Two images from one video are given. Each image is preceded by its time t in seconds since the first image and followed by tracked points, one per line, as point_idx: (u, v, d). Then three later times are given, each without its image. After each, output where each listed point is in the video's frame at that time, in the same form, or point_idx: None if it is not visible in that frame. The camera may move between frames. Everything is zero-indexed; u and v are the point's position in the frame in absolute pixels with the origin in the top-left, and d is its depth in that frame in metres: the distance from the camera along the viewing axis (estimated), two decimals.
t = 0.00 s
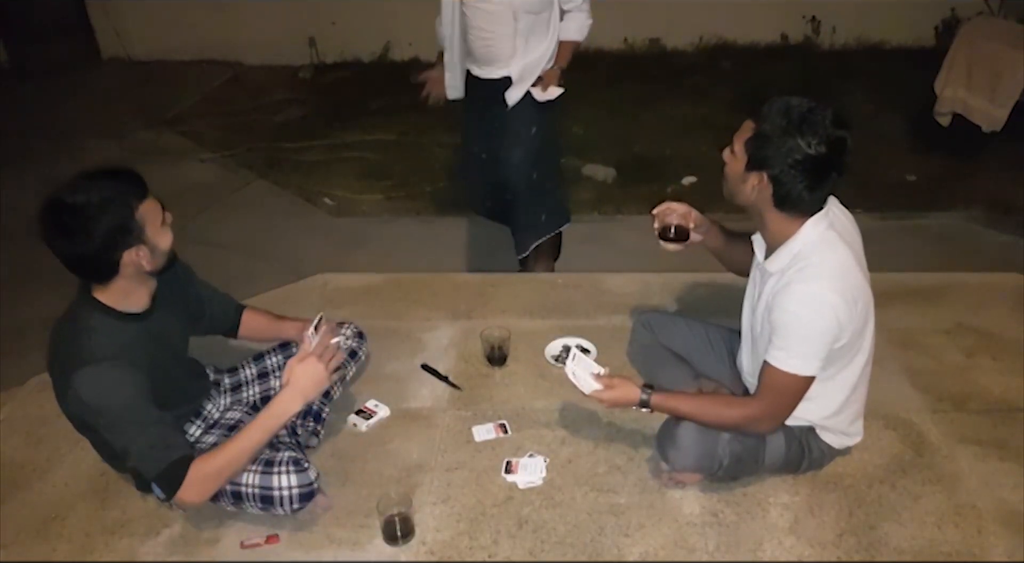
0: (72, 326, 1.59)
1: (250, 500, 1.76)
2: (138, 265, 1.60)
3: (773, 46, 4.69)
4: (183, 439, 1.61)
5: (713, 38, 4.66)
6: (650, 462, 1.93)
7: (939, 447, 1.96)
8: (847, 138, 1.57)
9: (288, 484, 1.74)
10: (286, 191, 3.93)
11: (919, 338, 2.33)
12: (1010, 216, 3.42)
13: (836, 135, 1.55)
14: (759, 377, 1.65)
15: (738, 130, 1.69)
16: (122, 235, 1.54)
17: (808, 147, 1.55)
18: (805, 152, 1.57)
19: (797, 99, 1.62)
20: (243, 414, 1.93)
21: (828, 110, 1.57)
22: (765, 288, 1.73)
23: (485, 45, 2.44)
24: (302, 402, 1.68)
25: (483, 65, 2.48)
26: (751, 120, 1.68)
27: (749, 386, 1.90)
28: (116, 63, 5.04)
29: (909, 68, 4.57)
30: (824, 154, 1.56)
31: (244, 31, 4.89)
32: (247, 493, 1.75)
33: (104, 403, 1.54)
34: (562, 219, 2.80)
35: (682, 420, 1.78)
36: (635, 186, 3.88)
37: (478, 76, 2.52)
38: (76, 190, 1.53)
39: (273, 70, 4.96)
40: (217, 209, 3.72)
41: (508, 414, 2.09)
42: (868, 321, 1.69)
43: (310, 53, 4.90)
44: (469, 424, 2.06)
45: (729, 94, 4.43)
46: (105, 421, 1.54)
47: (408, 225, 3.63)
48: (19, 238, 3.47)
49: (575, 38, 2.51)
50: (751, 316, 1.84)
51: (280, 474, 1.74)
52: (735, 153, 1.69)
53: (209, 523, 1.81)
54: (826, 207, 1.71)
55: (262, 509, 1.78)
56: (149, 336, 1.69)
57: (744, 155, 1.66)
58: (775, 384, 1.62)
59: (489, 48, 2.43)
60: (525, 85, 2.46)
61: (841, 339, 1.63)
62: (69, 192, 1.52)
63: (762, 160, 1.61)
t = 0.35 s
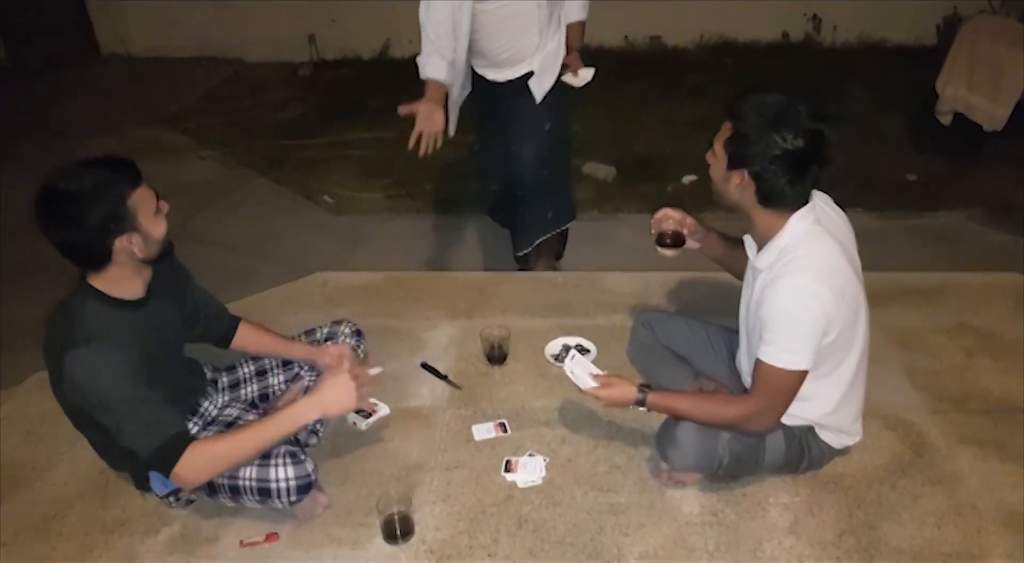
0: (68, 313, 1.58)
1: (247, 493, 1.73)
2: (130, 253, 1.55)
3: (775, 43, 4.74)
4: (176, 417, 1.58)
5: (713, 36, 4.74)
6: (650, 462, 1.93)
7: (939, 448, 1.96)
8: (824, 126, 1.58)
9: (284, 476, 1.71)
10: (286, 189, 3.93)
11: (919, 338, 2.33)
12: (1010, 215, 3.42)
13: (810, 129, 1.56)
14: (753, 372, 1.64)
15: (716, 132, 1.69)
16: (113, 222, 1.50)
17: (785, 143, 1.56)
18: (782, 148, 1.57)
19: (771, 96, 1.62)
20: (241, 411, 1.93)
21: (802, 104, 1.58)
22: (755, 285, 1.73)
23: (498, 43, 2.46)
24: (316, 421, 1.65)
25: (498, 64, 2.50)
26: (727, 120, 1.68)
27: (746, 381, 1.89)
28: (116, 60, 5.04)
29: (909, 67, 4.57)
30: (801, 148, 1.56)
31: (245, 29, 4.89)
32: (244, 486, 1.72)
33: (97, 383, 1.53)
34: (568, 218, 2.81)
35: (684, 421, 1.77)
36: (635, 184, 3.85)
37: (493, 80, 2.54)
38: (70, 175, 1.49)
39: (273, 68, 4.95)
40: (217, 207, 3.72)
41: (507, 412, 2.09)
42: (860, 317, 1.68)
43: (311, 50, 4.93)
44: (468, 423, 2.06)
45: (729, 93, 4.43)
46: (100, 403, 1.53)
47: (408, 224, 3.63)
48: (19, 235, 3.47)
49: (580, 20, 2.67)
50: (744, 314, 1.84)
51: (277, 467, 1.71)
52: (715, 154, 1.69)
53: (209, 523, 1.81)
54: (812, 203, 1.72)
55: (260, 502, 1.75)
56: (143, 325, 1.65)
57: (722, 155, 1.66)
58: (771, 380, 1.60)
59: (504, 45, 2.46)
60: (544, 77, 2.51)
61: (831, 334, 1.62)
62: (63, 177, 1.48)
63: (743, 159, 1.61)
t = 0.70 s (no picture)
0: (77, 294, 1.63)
1: (246, 472, 1.74)
2: (141, 239, 1.62)
3: (773, 50, 4.73)
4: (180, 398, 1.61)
5: (713, 43, 4.73)
6: (650, 461, 1.94)
7: (937, 448, 1.97)
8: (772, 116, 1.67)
9: (283, 451, 1.73)
10: (287, 189, 3.94)
11: (918, 340, 2.34)
12: (1008, 219, 3.43)
13: (762, 118, 1.65)
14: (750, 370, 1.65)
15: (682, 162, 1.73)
16: (125, 209, 1.57)
17: (751, 137, 1.62)
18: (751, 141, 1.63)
19: (718, 109, 1.69)
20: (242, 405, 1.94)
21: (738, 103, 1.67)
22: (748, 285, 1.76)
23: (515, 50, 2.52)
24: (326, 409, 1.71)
25: (517, 70, 2.56)
26: (688, 149, 1.73)
27: (744, 378, 1.91)
28: (117, 61, 5.06)
29: (908, 72, 4.59)
30: (765, 136, 1.63)
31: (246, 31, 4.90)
32: (243, 465, 1.73)
33: (103, 361, 1.57)
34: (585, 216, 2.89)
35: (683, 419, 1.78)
36: (635, 187, 3.86)
37: (512, 89, 2.60)
38: (79, 165, 1.56)
39: (274, 69, 4.97)
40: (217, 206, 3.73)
41: (508, 411, 2.10)
42: (854, 313, 1.70)
43: (313, 53, 4.93)
44: (469, 421, 2.06)
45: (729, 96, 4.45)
46: (108, 381, 1.57)
47: (409, 225, 3.64)
48: (19, 233, 3.48)
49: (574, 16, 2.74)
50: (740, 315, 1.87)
51: (275, 442, 1.74)
52: (693, 182, 1.72)
53: (210, 519, 1.81)
54: (802, 203, 1.75)
55: (259, 482, 1.77)
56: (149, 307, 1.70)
57: (705, 178, 1.69)
58: (769, 378, 1.62)
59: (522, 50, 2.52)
60: (559, 76, 2.59)
61: (824, 328, 1.64)
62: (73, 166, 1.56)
63: (728, 170, 1.65)
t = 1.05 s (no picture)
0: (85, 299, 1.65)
1: (242, 469, 1.75)
2: (157, 251, 1.63)
3: (771, 72, 4.81)
4: (183, 398, 1.62)
5: (711, 65, 4.80)
6: (648, 474, 1.95)
7: (935, 462, 1.98)
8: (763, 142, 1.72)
9: (278, 444, 1.74)
10: (289, 208, 3.98)
11: (915, 355, 2.36)
12: (1004, 238, 3.47)
13: (752, 144, 1.67)
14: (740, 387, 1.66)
15: (668, 176, 1.74)
16: (141, 221, 1.58)
17: (738, 160, 1.65)
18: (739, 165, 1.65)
19: (704, 132, 1.72)
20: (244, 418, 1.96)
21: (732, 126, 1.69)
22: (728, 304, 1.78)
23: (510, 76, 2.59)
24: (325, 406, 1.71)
25: (512, 94, 2.62)
26: (675, 161, 1.73)
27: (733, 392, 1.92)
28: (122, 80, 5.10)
29: (904, 94, 4.65)
30: (752, 162, 1.66)
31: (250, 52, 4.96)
32: (239, 463, 1.74)
33: (108, 362, 1.58)
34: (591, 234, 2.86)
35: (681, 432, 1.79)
36: (634, 206, 3.90)
37: (508, 113, 2.67)
38: (99, 176, 1.57)
39: (277, 90, 5.02)
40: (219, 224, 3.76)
41: (508, 425, 2.11)
42: (835, 323, 1.71)
43: (317, 75, 5.00)
44: (470, 435, 2.08)
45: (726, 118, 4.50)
46: (112, 384, 1.59)
47: (409, 243, 3.67)
48: (24, 250, 3.51)
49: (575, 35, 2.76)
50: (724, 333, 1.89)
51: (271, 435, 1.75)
52: (677, 197, 1.73)
53: (212, 532, 1.82)
54: (774, 219, 1.78)
55: (256, 479, 1.78)
56: (163, 317, 1.72)
57: (689, 193, 1.70)
58: (758, 396, 1.63)
59: (516, 76, 2.59)
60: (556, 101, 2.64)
61: (805, 341, 1.65)
62: (94, 178, 1.56)
63: (712, 190, 1.67)
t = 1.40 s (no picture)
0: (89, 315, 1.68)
1: (239, 479, 1.78)
2: (161, 270, 1.67)
3: (760, 91, 4.85)
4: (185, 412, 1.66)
5: (702, 84, 4.84)
6: (646, 491, 1.97)
7: (927, 477, 2.01)
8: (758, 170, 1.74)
9: (274, 452, 1.78)
10: (284, 227, 3.99)
11: (908, 372, 2.38)
12: (991, 255, 3.52)
13: (744, 172, 1.70)
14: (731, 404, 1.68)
15: (660, 189, 1.80)
16: (147, 240, 1.62)
17: (725, 187, 1.68)
18: (724, 192, 1.69)
19: (703, 151, 1.76)
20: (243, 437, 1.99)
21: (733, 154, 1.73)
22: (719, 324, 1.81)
23: (503, 99, 2.63)
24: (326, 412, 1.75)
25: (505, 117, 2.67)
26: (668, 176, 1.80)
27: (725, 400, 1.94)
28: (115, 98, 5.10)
29: (892, 113, 4.71)
30: (741, 190, 1.69)
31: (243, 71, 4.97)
32: (236, 473, 1.77)
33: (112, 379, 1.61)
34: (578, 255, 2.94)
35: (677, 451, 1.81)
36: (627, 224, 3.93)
37: (502, 135, 2.71)
38: (108, 196, 1.62)
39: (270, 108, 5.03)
40: (213, 242, 3.77)
41: (507, 444, 2.12)
42: (823, 341, 1.74)
43: (309, 92, 4.98)
44: (468, 453, 2.09)
45: (717, 137, 4.56)
46: (117, 401, 1.61)
47: (404, 261, 3.69)
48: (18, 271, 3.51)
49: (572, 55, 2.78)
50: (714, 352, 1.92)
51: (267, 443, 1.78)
52: (661, 209, 1.79)
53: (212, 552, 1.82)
54: (762, 241, 1.81)
55: (252, 490, 1.80)
56: (169, 333, 1.76)
57: (672, 208, 1.77)
58: (751, 415, 1.65)
59: (509, 99, 2.62)
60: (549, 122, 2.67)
61: (792, 360, 1.69)
62: (103, 198, 1.62)
63: (689, 208, 1.72)
